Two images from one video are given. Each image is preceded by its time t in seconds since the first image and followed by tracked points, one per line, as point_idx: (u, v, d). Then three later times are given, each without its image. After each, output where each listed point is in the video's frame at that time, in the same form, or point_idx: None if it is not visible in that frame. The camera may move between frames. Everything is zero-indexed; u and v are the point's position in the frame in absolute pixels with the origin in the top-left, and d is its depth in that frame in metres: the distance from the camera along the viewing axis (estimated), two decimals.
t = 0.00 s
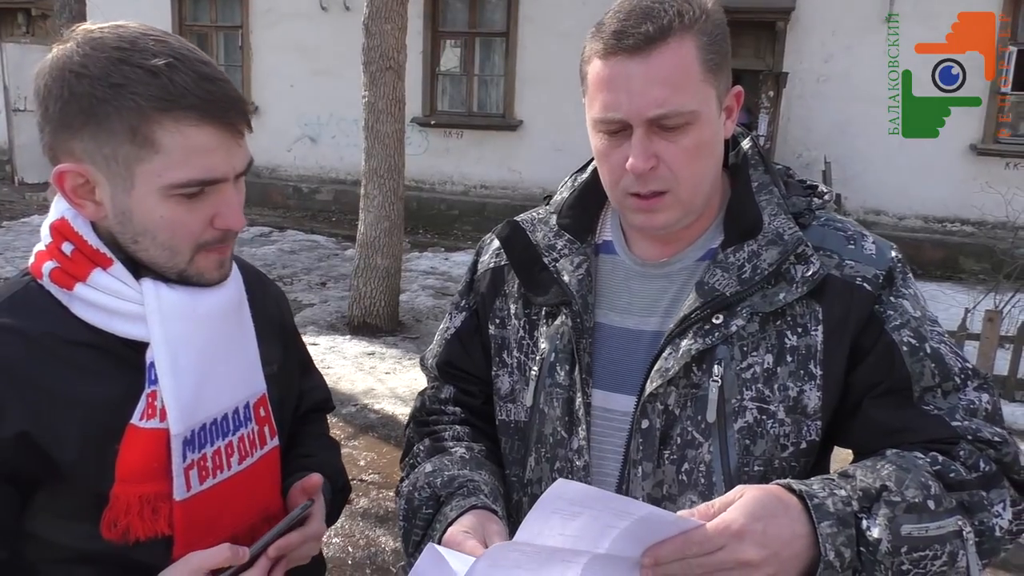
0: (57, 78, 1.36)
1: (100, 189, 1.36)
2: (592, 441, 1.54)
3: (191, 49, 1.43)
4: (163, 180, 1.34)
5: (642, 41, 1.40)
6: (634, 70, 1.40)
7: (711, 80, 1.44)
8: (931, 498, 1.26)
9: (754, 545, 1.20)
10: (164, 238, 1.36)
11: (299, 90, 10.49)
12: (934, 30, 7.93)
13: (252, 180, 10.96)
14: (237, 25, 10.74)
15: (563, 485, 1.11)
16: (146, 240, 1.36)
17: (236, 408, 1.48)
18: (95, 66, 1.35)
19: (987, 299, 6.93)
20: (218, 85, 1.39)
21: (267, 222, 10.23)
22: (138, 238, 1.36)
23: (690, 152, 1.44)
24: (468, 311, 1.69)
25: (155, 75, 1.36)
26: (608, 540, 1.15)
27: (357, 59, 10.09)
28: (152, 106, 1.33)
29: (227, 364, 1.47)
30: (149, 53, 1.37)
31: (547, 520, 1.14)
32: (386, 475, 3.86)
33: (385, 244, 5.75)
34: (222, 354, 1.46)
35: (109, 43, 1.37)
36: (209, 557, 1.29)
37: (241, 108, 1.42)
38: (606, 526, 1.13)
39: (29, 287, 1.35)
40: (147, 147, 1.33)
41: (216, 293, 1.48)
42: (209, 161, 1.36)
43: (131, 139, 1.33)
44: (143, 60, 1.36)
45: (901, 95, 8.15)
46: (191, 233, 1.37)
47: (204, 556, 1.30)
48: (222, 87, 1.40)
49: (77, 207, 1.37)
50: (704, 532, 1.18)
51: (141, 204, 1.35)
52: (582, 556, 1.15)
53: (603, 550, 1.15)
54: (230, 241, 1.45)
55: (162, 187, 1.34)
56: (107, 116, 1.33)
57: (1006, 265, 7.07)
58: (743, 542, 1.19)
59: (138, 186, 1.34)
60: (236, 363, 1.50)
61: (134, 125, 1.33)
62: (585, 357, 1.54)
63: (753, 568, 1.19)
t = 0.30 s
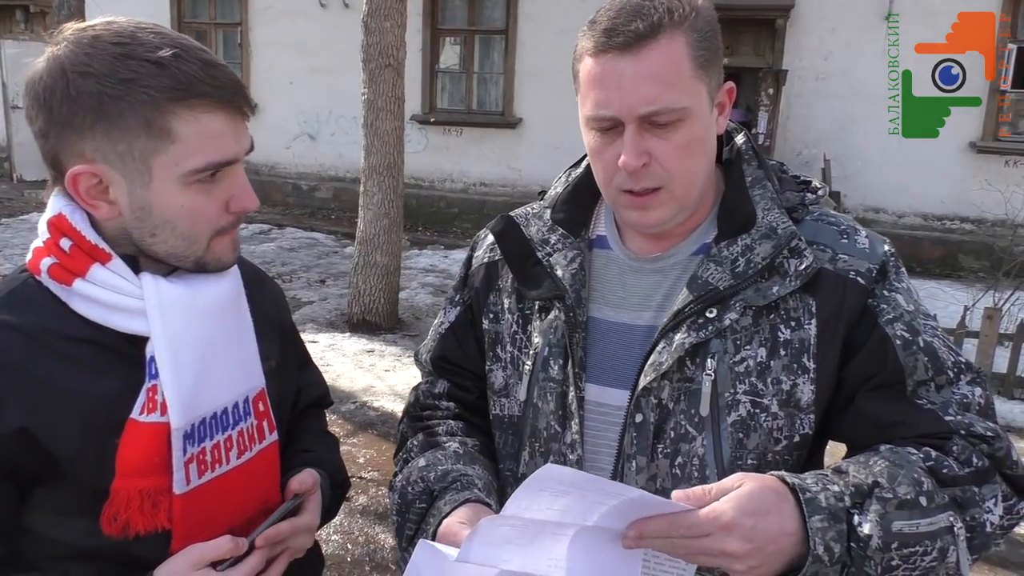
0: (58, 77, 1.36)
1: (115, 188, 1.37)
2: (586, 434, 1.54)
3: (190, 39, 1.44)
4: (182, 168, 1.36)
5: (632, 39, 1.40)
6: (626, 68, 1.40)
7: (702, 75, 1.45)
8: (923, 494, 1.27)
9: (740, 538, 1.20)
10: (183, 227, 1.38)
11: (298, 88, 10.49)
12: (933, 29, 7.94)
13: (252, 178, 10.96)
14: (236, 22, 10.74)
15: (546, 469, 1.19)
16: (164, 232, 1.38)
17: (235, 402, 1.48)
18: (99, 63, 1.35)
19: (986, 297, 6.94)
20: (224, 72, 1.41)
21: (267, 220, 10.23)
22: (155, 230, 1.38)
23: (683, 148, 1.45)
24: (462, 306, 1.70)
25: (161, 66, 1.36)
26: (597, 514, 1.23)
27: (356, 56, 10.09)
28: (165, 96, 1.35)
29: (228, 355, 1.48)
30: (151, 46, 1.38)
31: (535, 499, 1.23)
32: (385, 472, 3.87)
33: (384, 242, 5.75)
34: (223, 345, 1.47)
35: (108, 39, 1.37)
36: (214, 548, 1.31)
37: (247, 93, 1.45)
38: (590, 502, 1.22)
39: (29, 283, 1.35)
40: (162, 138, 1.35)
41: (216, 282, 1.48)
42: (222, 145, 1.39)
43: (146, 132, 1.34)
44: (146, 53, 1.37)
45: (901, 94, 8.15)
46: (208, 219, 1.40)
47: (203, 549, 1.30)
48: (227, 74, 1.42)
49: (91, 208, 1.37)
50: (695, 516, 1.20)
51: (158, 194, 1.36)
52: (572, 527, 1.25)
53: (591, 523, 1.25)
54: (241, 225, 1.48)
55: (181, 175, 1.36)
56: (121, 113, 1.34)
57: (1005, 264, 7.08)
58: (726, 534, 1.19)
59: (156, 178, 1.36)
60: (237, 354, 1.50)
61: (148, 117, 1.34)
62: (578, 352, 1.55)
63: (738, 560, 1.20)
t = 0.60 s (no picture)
0: (56, 74, 1.37)
1: (105, 183, 1.37)
2: (579, 431, 1.58)
3: (185, 38, 1.44)
4: (172, 168, 1.36)
5: (623, 39, 1.41)
6: (618, 67, 1.41)
7: (695, 74, 1.45)
8: (913, 488, 1.28)
9: (731, 536, 1.21)
10: (172, 227, 1.38)
11: (300, 87, 10.50)
12: (934, 29, 7.93)
13: (253, 177, 10.97)
14: (238, 21, 10.75)
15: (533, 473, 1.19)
16: (154, 230, 1.38)
17: (234, 398, 1.49)
18: (94, 61, 1.36)
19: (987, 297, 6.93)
20: (217, 72, 1.41)
21: (268, 219, 10.24)
22: (145, 228, 1.38)
23: (676, 147, 1.45)
24: (457, 303, 1.74)
25: (154, 64, 1.37)
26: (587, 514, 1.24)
27: (358, 56, 10.09)
28: (155, 95, 1.35)
29: (225, 354, 1.48)
30: (145, 44, 1.38)
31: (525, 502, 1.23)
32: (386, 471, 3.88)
33: (385, 241, 5.76)
34: (221, 343, 1.47)
35: (104, 37, 1.37)
36: (215, 549, 1.30)
37: (240, 94, 1.44)
38: (580, 502, 1.22)
39: (26, 280, 1.35)
40: (154, 136, 1.35)
41: (212, 281, 1.48)
42: (213, 146, 1.38)
43: (137, 130, 1.34)
44: (140, 51, 1.37)
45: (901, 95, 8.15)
46: (199, 219, 1.39)
47: (204, 549, 1.30)
48: (220, 74, 1.41)
49: (81, 202, 1.38)
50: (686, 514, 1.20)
51: (149, 193, 1.36)
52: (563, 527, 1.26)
53: (581, 522, 1.25)
54: (233, 226, 1.47)
55: (169, 175, 1.36)
56: (111, 109, 1.34)
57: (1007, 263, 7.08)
58: (715, 529, 1.20)
59: (147, 176, 1.36)
60: (235, 351, 1.50)
61: (140, 116, 1.34)
62: (570, 349, 1.58)
63: (727, 556, 1.21)
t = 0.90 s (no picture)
0: (57, 73, 1.38)
1: (102, 182, 1.38)
2: (578, 431, 1.57)
3: (185, 42, 1.45)
4: (166, 171, 1.36)
5: (616, 38, 1.41)
6: (612, 68, 1.41)
7: (689, 75, 1.45)
8: (904, 476, 1.28)
9: (737, 516, 1.22)
10: (165, 229, 1.38)
11: (307, 88, 10.53)
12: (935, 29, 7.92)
13: (260, 178, 11.01)
14: (245, 24, 10.79)
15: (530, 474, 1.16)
16: (149, 231, 1.38)
17: (234, 397, 1.49)
18: (94, 62, 1.37)
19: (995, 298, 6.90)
20: (215, 77, 1.41)
21: (274, 220, 10.27)
22: (139, 229, 1.38)
23: (669, 147, 1.45)
24: (456, 304, 1.75)
25: (153, 67, 1.37)
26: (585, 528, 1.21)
27: (364, 57, 10.11)
28: (151, 97, 1.35)
29: (223, 354, 1.48)
30: (145, 46, 1.39)
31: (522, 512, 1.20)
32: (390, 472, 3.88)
33: (391, 242, 5.77)
34: (220, 342, 1.48)
35: (106, 38, 1.39)
36: (208, 549, 1.27)
37: (238, 99, 1.44)
38: (579, 515, 1.20)
39: (30, 276, 1.36)
40: (148, 139, 1.35)
41: (211, 281, 1.48)
42: (208, 151, 1.38)
43: (132, 132, 1.35)
44: (139, 53, 1.38)
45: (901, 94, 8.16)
46: (192, 223, 1.39)
47: (200, 547, 1.28)
48: (218, 79, 1.41)
49: (78, 199, 1.38)
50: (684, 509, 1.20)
51: (143, 194, 1.36)
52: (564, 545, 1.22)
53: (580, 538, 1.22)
54: (229, 229, 1.47)
55: (163, 176, 1.36)
56: (107, 110, 1.35)
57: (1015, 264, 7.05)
58: (716, 512, 1.21)
59: (141, 178, 1.36)
60: (235, 352, 1.50)
61: (136, 119, 1.35)
62: (568, 349, 1.58)
63: (739, 542, 1.21)
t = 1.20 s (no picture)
0: (65, 74, 1.39)
1: (105, 182, 1.38)
2: (576, 432, 1.58)
3: (192, 47, 1.46)
4: (169, 175, 1.36)
5: (611, 39, 1.42)
6: (606, 68, 1.42)
7: (684, 75, 1.46)
8: (901, 482, 1.27)
9: (730, 531, 1.21)
10: (166, 232, 1.38)
11: (314, 90, 10.57)
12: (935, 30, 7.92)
13: (267, 180, 11.05)
14: (252, 26, 10.84)
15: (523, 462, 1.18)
16: (151, 233, 1.38)
17: (236, 397, 1.49)
18: (102, 65, 1.38)
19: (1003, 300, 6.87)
20: (220, 83, 1.42)
21: (281, 222, 10.30)
22: (141, 230, 1.38)
23: (666, 147, 1.46)
24: (456, 307, 1.75)
25: (158, 72, 1.38)
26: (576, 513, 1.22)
27: (371, 59, 10.14)
28: (154, 101, 1.36)
29: (226, 356, 1.48)
30: (152, 51, 1.40)
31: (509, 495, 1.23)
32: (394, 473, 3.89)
33: (397, 244, 5.78)
34: (222, 344, 1.48)
35: (114, 42, 1.40)
36: (206, 546, 1.29)
37: (242, 105, 1.44)
38: (570, 500, 1.21)
39: (37, 274, 1.37)
40: (151, 142, 1.35)
41: (216, 282, 1.48)
42: (210, 157, 1.38)
43: (136, 135, 1.35)
44: (146, 58, 1.39)
45: (901, 94, 8.16)
46: (193, 226, 1.39)
47: (197, 544, 1.29)
48: (223, 85, 1.42)
49: (82, 199, 1.39)
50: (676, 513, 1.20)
51: (144, 196, 1.36)
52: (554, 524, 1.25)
53: (570, 521, 1.24)
54: (231, 233, 1.47)
55: (165, 180, 1.36)
56: (113, 113, 1.36)
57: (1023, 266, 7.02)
58: (708, 526, 1.20)
59: (143, 180, 1.36)
60: (237, 354, 1.51)
61: (139, 122, 1.35)
62: (567, 350, 1.59)
63: (727, 553, 1.21)
